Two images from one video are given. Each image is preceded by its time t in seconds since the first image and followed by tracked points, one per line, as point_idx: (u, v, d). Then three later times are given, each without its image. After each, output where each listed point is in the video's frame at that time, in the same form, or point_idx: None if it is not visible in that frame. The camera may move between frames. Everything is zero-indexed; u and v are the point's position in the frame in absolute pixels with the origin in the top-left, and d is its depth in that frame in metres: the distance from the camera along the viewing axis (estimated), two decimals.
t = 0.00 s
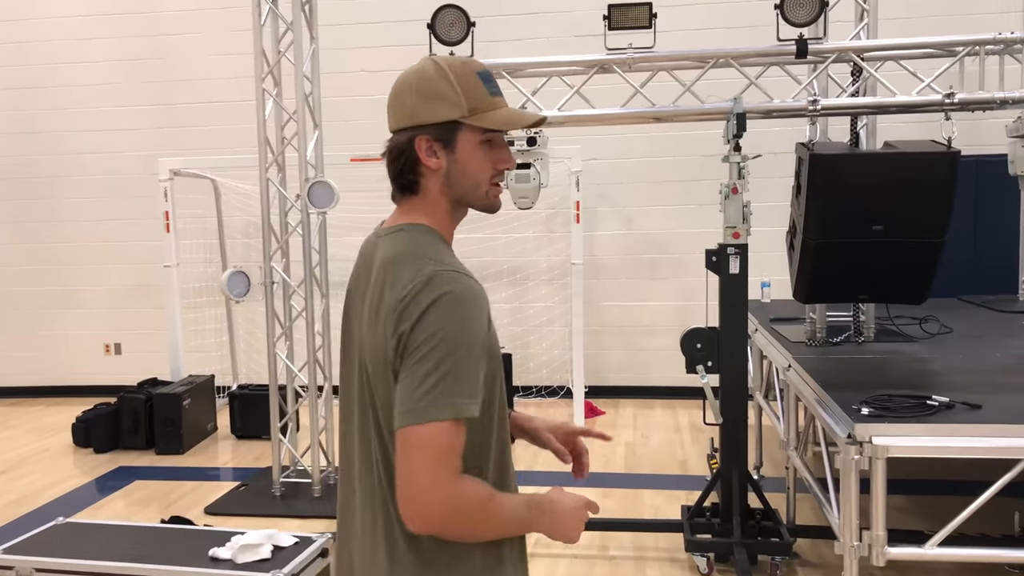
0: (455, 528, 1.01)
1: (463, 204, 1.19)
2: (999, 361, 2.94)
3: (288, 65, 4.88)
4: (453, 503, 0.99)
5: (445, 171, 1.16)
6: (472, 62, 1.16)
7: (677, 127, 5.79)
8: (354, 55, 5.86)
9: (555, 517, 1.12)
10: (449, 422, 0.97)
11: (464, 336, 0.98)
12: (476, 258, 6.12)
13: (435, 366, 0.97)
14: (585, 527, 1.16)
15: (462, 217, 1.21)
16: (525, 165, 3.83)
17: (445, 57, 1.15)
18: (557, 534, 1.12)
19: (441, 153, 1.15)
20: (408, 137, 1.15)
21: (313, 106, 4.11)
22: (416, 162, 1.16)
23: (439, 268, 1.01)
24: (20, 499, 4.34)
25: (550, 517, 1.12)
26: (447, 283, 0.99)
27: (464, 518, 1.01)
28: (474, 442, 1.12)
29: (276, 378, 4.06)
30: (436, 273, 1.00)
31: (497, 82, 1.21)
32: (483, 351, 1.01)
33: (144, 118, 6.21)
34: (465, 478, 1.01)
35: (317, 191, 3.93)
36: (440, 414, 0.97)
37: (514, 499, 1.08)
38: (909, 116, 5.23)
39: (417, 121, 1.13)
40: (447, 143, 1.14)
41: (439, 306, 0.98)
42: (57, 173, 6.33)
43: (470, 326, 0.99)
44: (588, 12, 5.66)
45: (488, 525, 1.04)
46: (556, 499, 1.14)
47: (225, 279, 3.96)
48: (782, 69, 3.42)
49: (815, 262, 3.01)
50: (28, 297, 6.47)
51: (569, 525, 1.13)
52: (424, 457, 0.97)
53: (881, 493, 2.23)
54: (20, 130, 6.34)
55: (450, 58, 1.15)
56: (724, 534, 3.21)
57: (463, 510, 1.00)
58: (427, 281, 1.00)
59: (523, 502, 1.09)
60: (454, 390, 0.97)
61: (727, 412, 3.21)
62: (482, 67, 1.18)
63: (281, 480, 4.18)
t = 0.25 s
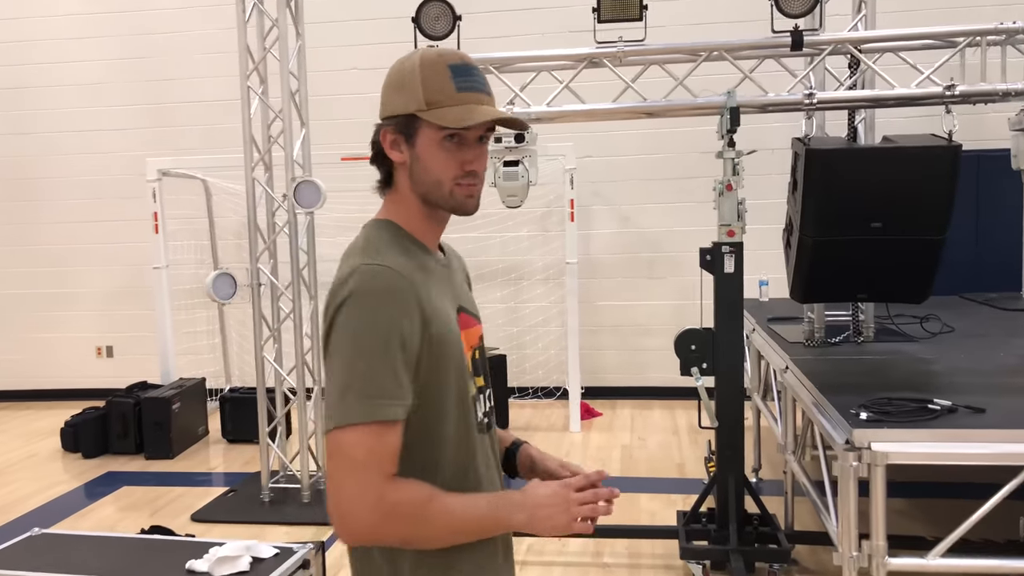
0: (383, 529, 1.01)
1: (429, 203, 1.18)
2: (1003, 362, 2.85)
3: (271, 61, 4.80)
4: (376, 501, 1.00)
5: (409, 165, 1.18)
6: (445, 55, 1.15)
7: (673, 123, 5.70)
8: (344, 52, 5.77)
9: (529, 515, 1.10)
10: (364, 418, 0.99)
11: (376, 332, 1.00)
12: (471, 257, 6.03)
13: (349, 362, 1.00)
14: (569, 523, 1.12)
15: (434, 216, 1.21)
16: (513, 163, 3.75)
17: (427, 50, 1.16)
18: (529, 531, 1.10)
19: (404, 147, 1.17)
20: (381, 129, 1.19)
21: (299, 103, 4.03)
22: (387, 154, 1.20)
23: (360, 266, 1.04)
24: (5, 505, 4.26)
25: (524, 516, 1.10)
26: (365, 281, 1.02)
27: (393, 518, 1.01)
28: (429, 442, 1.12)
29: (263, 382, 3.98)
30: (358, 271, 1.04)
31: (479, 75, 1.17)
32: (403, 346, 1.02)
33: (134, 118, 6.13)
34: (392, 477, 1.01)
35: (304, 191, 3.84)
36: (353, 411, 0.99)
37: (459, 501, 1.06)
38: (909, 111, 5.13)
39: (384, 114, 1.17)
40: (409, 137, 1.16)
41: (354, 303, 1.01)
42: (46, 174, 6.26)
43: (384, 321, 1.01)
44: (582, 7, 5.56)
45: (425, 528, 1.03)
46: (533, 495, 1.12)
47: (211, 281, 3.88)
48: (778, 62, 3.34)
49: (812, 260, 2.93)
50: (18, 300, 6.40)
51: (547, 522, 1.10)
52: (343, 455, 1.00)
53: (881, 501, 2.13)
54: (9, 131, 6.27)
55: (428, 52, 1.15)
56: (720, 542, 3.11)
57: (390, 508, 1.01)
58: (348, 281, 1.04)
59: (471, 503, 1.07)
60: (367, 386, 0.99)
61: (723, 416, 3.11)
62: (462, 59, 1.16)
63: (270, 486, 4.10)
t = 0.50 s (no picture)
0: (304, 529, 1.09)
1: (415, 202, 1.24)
2: None
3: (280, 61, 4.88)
4: (299, 501, 1.08)
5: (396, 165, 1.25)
6: (428, 51, 1.19)
7: (689, 122, 5.59)
8: (356, 52, 5.74)
9: (489, 531, 1.17)
10: (299, 420, 1.07)
11: (320, 339, 1.07)
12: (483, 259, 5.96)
13: (292, 362, 1.08)
14: (530, 543, 1.18)
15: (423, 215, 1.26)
16: (518, 163, 3.68)
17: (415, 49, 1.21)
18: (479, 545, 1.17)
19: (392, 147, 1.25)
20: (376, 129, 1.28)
21: (306, 103, 3.98)
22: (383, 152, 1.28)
23: (322, 271, 1.12)
24: (13, 506, 4.26)
25: (479, 532, 1.17)
26: (319, 287, 1.10)
27: (313, 521, 1.09)
28: (384, 446, 1.19)
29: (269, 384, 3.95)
30: (319, 276, 1.12)
31: (464, 68, 1.19)
32: (346, 355, 1.09)
33: (147, 118, 6.14)
34: (319, 482, 1.09)
35: (310, 192, 3.79)
36: (289, 411, 1.07)
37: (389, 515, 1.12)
38: (931, 110, 4.99)
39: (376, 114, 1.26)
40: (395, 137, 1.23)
41: (304, 307, 1.09)
42: (61, 174, 6.29)
43: (328, 329, 1.08)
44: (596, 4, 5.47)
45: (347, 534, 1.11)
46: (498, 514, 1.19)
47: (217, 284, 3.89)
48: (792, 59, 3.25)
49: (828, 264, 2.82)
50: (34, 299, 6.44)
51: (507, 541, 1.17)
52: (278, 451, 1.08)
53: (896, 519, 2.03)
54: (25, 131, 6.31)
55: (413, 50, 1.20)
56: (732, 554, 3.00)
57: (311, 511, 1.08)
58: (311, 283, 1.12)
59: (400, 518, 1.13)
60: (304, 389, 1.07)
61: (734, 424, 3.00)
62: (447, 53, 1.19)
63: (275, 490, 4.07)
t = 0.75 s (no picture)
0: (295, 520, 1.10)
1: (436, 198, 1.21)
2: None
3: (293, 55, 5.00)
4: (290, 493, 1.09)
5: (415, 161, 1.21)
6: (447, 47, 1.18)
7: (712, 123, 5.49)
8: (376, 50, 5.71)
9: (490, 526, 1.14)
10: (293, 412, 1.08)
11: (315, 333, 1.09)
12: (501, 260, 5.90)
13: (291, 355, 1.10)
14: (533, 538, 1.13)
15: (445, 212, 1.23)
16: (529, 163, 3.62)
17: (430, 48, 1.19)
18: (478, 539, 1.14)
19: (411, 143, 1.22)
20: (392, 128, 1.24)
21: (320, 101, 3.95)
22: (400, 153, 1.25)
23: (326, 267, 1.14)
24: (26, 500, 4.29)
25: (478, 526, 1.14)
26: (320, 282, 1.11)
27: (303, 513, 1.10)
28: (384, 443, 1.19)
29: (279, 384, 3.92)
30: (323, 271, 1.14)
31: (484, 63, 1.18)
32: (342, 351, 1.09)
33: (170, 115, 6.18)
34: (311, 474, 1.10)
35: (321, 190, 3.76)
36: (284, 403, 1.09)
37: (380, 511, 1.12)
38: (963, 111, 4.83)
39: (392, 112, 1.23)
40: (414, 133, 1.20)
41: (304, 303, 1.10)
42: (85, 170, 6.35)
43: (325, 324, 1.09)
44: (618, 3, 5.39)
45: (337, 528, 1.11)
46: (501, 508, 1.15)
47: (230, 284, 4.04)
48: (816, 58, 3.16)
49: (848, 271, 2.72)
50: (57, 295, 6.52)
51: (510, 535, 1.13)
52: (274, 441, 1.10)
53: (912, 542, 1.92)
54: (50, 127, 6.38)
55: (430, 48, 1.18)
56: (744, 570, 2.90)
57: (302, 503, 1.09)
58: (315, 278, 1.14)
59: (390, 514, 1.12)
60: (299, 381, 1.08)
61: (749, 436, 2.89)
62: (466, 49, 1.18)
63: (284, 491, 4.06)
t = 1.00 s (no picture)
0: (325, 511, 1.10)
1: (483, 196, 1.22)
2: None
3: (304, 54, 5.09)
4: (319, 484, 1.09)
5: (462, 158, 1.21)
6: (499, 47, 1.20)
7: (727, 130, 5.41)
8: (389, 52, 5.69)
9: (517, 508, 1.10)
10: (319, 402, 1.08)
11: (340, 323, 1.09)
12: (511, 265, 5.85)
13: (316, 346, 1.10)
14: (559, 519, 1.09)
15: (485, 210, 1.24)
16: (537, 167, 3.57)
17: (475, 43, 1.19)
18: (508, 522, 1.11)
19: (458, 139, 1.21)
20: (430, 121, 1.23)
21: (329, 101, 3.92)
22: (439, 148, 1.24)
23: (349, 258, 1.14)
24: (31, 497, 4.30)
25: (506, 509, 1.11)
26: (342, 272, 1.12)
27: (333, 504, 1.09)
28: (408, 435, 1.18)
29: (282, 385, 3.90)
30: (346, 262, 1.14)
31: (533, 67, 1.21)
32: (367, 340, 1.09)
33: (184, 114, 6.20)
34: (340, 464, 1.09)
35: (328, 191, 3.73)
36: (309, 394, 1.09)
37: (408, 497, 1.10)
38: (983, 120, 4.72)
39: (437, 107, 1.21)
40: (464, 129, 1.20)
41: (328, 293, 1.11)
42: (99, 169, 6.38)
43: (349, 313, 1.09)
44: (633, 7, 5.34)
45: (367, 517, 1.10)
46: (524, 490, 1.11)
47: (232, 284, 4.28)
48: (832, 63, 3.10)
49: (861, 282, 2.64)
50: (69, 292, 6.55)
51: (535, 515, 1.10)
52: (301, 434, 1.10)
53: (920, 566, 1.85)
54: (66, 125, 6.42)
55: (479, 44, 1.19)
56: None
57: (332, 494, 1.08)
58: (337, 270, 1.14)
59: (418, 502, 1.11)
60: (325, 371, 1.08)
61: (756, 450, 2.82)
62: (516, 51, 1.20)
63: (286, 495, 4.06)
